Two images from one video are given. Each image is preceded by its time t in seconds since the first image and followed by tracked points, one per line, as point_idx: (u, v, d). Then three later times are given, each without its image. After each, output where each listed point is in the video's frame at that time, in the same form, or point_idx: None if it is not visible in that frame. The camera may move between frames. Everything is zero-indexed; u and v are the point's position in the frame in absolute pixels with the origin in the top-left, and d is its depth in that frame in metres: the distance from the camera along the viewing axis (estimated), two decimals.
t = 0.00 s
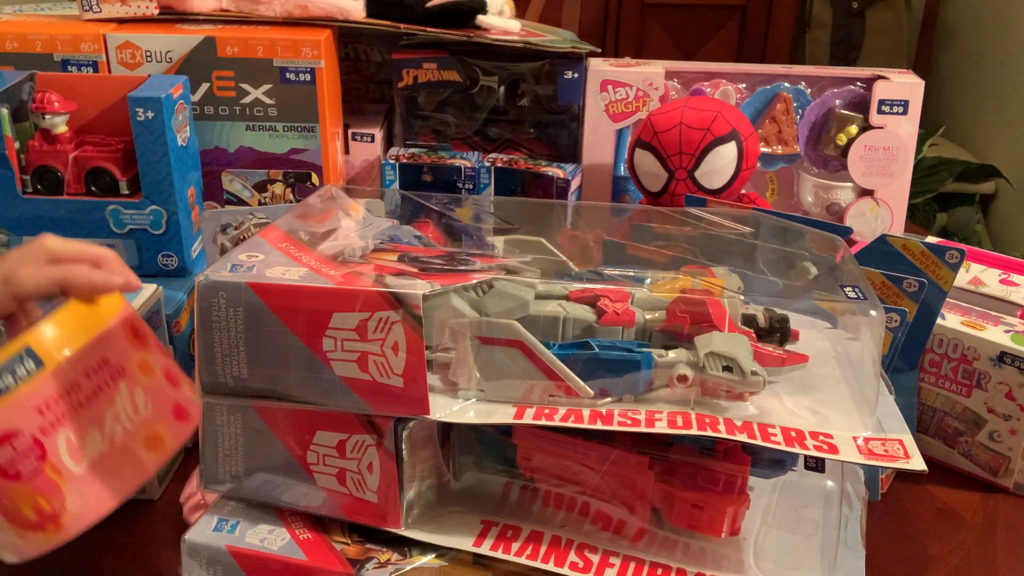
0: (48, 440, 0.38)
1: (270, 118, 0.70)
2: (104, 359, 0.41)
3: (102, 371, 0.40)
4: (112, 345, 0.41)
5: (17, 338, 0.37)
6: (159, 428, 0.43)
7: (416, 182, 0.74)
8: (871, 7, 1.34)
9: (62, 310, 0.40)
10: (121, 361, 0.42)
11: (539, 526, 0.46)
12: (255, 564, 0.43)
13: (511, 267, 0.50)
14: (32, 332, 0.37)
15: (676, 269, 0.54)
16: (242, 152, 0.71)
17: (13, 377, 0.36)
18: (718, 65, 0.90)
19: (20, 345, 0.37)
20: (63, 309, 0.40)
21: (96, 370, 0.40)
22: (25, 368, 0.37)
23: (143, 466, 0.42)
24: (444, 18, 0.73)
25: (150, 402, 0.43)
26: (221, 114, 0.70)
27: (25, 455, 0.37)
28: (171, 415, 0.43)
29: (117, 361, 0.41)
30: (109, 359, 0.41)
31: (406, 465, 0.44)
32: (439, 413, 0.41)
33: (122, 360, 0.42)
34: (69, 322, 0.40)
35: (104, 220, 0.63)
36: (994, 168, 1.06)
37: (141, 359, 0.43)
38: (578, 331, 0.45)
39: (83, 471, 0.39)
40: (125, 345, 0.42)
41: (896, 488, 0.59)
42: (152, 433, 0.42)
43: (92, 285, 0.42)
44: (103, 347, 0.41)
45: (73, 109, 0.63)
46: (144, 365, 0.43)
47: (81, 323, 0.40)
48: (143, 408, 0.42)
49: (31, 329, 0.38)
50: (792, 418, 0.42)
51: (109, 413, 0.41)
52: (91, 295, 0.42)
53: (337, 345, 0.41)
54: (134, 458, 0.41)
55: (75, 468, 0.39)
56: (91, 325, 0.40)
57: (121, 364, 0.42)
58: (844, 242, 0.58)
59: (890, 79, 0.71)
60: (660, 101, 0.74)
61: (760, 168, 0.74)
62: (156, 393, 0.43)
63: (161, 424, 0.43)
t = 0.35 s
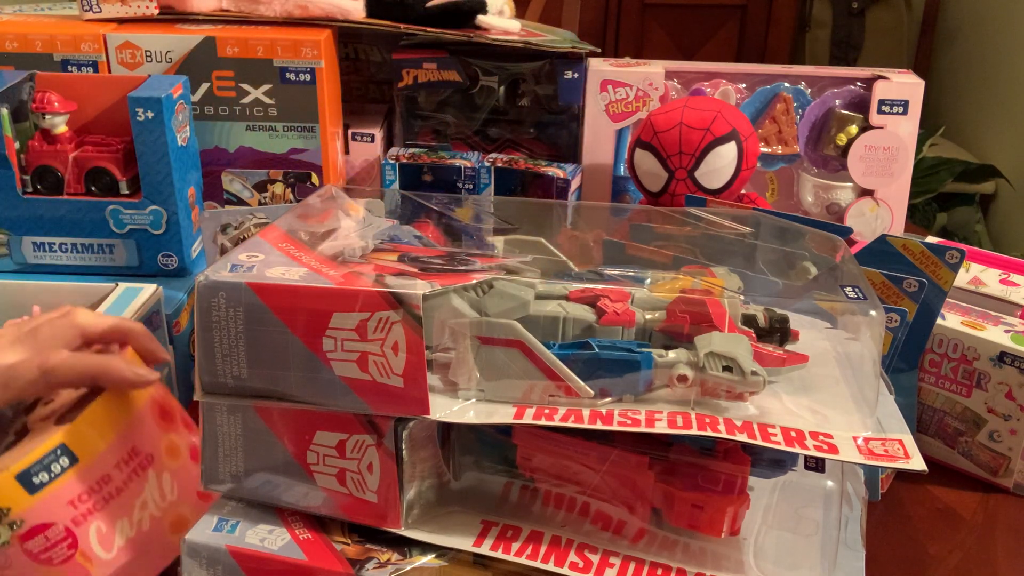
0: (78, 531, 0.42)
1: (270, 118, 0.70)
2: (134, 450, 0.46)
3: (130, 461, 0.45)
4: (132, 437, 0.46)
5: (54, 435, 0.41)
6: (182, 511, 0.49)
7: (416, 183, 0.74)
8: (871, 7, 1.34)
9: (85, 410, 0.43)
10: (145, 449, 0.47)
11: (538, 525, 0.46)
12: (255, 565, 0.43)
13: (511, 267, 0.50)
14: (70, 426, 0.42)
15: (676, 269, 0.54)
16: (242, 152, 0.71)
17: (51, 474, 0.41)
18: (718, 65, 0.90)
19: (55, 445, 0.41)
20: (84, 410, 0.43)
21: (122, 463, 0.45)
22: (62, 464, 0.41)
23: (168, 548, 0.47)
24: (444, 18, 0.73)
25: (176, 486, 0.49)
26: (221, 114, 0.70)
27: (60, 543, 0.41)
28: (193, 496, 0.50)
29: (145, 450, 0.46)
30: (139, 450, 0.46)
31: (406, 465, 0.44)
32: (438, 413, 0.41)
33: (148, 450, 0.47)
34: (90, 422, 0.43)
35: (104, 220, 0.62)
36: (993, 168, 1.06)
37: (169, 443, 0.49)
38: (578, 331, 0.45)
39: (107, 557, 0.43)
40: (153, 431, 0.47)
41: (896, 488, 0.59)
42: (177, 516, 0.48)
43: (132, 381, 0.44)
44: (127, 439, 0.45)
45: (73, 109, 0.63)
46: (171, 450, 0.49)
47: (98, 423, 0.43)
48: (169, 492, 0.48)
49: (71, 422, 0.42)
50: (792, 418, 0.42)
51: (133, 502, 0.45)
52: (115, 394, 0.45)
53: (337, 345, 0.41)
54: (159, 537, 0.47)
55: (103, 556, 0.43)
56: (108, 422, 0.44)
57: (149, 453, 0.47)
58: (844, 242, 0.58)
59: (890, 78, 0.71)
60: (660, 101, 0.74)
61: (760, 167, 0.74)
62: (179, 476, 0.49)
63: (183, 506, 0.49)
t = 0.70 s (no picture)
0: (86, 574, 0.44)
1: (270, 118, 0.70)
2: (157, 505, 0.48)
3: (151, 515, 0.47)
4: (160, 491, 0.48)
5: (91, 482, 0.44)
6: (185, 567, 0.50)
7: (416, 183, 0.74)
8: (871, 7, 1.34)
9: (124, 460, 0.46)
10: (167, 504, 0.49)
11: (538, 525, 0.46)
12: (255, 565, 0.43)
13: (511, 267, 0.50)
14: (109, 476, 0.44)
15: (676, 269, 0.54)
16: (242, 152, 0.71)
17: (79, 517, 0.43)
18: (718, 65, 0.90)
19: (90, 491, 0.44)
20: (123, 461, 0.45)
21: (144, 516, 0.47)
22: (92, 509, 0.44)
23: None
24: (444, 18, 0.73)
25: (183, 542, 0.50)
26: (221, 114, 0.70)
27: None
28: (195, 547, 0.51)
29: (165, 505, 0.48)
30: (160, 505, 0.48)
31: (406, 465, 0.44)
32: (438, 413, 0.41)
33: (168, 505, 0.49)
34: (127, 475, 0.45)
35: (104, 220, 0.62)
36: (994, 168, 1.06)
37: (185, 499, 0.51)
38: (578, 330, 0.45)
39: None
40: (175, 487, 0.49)
41: (896, 488, 0.59)
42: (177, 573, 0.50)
43: (164, 437, 0.47)
44: (153, 494, 0.47)
45: (73, 109, 0.63)
46: (185, 506, 0.51)
47: (132, 477, 0.46)
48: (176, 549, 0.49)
49: (111, 470, 0.45)
50: (792, 418, 0.42)
51: (144, 553, 0.47)
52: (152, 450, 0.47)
53: (337, 345, 0.41)
54: None
55: None
56: (141, 476, 0.46)
57: (168, 509, 0.49)
58: (843, 241, 0.58)
59: (890, 78, 0.71)
60: (660, 101, 0.74)
61: (760, 167, 0.74)
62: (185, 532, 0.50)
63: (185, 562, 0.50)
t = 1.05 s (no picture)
0: None
1: (270, 118, 0.70)
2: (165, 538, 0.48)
3: (158, 546, 0.48)
4: (171, 524, 0.48)
5: (109, 507, 0.45)
6: None
7: (416, 183, 0.74)
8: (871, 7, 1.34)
9: (142, 491, 0.46)
10: (173, 538, 0.49)
11: (538, 525, 0.46)
12: (255, 564, 0.43)
13: (511, 267, 0.50)
14: (127, 503, 0.45)
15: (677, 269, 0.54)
16: (242, 152, 0.71)
17: (90, 538, 0.44)
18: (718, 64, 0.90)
19: (105, 516, 0.44)
20: (143, 491, 0.46)
21: (151, 546, 0.47)
22: (104, 533, 0.44)
23: None
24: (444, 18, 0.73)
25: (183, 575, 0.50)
26: (221, 114, 0.70)
27: None
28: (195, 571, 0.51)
29: (172, 538, 0.48)
30: (168, 537, 0.48)
31: (406, 465, 0.44)
32: (439, 413, 0.41)
33: (174, 538, 0.49)
34: (144, 505, 0.46)
35: (104, 220, 0.62)
36: (994, 168, 1.06)
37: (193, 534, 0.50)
38: (578, 331, 0.45)
39: None
40: (184, 522, 0.49)
41: (896, 488, 0.59)
42: None
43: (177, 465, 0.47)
44: (162, 526, 0.47)
45: (73, 109, 0.63)
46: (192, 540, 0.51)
47: (148, 507, 0.46)
48: None
49: (130, 498, 0.45)
50: (792, 418, 0.42)
51: None
52: (170, 483, 0.48)
53: (337, 345, 0.41)
54: None
55: None
56: (155, 507, 0.47)
57: (175, 542, 0.49)
58: (843, 241, 0.58)
59: (890, 78, 0.71)
60: (660, 101, 0.74)
61: (760, 167, 0.74)
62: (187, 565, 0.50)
63: None
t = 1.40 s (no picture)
0: None
1: (270, 118, 0.70)
2: (168, 536, 0.48)
3: (162, 544, 0.47)
4: (173, 521, 0.48)
5: (113, 506, 0.44)
6: None
7: (416, 183, 0.74)
8: (871, 7, 1.34)
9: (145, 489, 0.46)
10: (177, 534, 0.49)
11: (538, 525, 0.46)
12: (255, 564, 0.43)
13: (511, 267, 0.50)
14: (132, 502, 0.45)
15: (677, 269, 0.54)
16: (242, 152, 0.71)
17: (95, 536, 0.44)
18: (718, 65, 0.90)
19: (109, 515, 0.44)
20: (147, 489, 0.46)
21: (154, 544, 0.47)
22: (109, 532, 0.45)
23: None
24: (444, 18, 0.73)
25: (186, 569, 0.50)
26: (221, 114, 0.70)
27: None
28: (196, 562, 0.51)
29: (176, 536, 0.48)
30: (171, 535, 0.48)
31: (406, 465, 0.44)
32: (438, 413, 0.41)
33: (179, 535, 0.49)
34: (148, 502, 0.46)
35: (104, 220, 0.62)
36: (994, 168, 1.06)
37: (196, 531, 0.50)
38: (578, 331, 0.45)
39: None
40: (187, 520, 0.49)
41: (896, 488, 0.59)
42: None
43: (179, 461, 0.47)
44: (166, 524, 0.47)
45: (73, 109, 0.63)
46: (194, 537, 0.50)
47: (152, 505, 0.46)
48: None
49: (134, 497, 0.45)
50: (792, 418, 0.42)
51: None
52: (174, 479, 0.48)
53: (337, 345, 0.41)
54: None
55: None
56: (159, 505, 0.47)
57: (178, 539, 0.48)
58: (843, 241, 0.58)
59: (890, 78, 0.71)
60: (660, 101, 0.74)
61: (760, 167, 0.74)
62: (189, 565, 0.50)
63: None
